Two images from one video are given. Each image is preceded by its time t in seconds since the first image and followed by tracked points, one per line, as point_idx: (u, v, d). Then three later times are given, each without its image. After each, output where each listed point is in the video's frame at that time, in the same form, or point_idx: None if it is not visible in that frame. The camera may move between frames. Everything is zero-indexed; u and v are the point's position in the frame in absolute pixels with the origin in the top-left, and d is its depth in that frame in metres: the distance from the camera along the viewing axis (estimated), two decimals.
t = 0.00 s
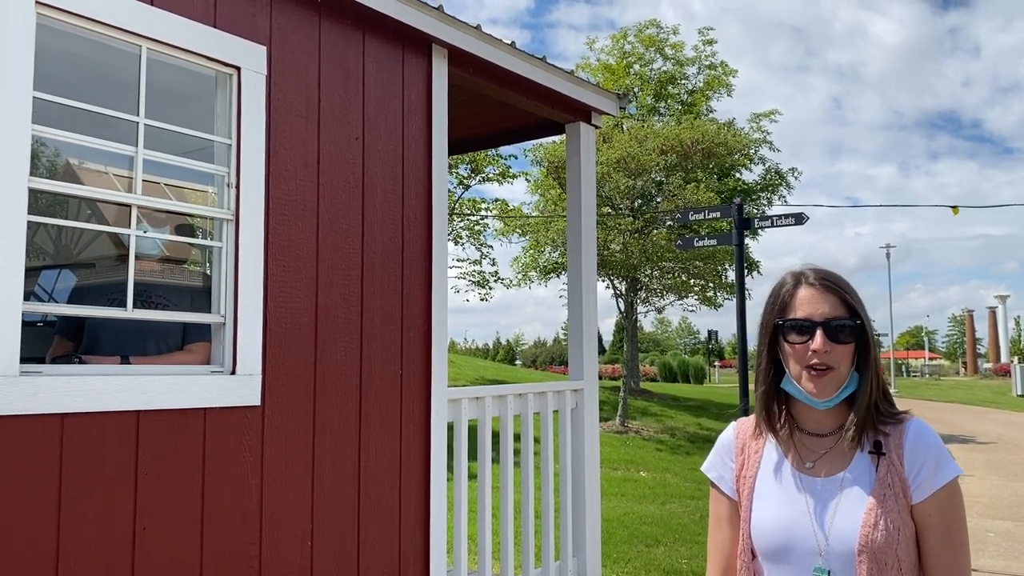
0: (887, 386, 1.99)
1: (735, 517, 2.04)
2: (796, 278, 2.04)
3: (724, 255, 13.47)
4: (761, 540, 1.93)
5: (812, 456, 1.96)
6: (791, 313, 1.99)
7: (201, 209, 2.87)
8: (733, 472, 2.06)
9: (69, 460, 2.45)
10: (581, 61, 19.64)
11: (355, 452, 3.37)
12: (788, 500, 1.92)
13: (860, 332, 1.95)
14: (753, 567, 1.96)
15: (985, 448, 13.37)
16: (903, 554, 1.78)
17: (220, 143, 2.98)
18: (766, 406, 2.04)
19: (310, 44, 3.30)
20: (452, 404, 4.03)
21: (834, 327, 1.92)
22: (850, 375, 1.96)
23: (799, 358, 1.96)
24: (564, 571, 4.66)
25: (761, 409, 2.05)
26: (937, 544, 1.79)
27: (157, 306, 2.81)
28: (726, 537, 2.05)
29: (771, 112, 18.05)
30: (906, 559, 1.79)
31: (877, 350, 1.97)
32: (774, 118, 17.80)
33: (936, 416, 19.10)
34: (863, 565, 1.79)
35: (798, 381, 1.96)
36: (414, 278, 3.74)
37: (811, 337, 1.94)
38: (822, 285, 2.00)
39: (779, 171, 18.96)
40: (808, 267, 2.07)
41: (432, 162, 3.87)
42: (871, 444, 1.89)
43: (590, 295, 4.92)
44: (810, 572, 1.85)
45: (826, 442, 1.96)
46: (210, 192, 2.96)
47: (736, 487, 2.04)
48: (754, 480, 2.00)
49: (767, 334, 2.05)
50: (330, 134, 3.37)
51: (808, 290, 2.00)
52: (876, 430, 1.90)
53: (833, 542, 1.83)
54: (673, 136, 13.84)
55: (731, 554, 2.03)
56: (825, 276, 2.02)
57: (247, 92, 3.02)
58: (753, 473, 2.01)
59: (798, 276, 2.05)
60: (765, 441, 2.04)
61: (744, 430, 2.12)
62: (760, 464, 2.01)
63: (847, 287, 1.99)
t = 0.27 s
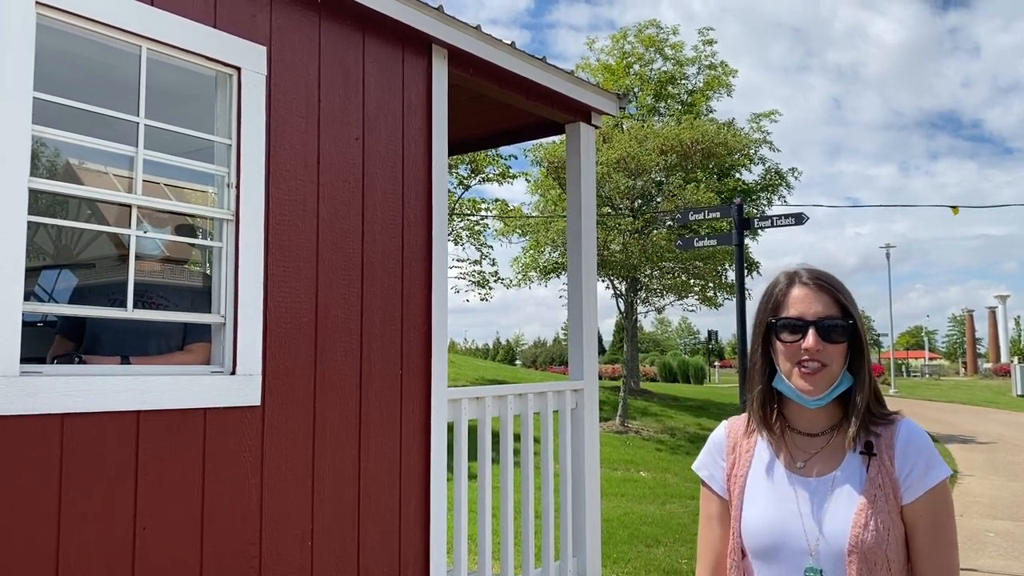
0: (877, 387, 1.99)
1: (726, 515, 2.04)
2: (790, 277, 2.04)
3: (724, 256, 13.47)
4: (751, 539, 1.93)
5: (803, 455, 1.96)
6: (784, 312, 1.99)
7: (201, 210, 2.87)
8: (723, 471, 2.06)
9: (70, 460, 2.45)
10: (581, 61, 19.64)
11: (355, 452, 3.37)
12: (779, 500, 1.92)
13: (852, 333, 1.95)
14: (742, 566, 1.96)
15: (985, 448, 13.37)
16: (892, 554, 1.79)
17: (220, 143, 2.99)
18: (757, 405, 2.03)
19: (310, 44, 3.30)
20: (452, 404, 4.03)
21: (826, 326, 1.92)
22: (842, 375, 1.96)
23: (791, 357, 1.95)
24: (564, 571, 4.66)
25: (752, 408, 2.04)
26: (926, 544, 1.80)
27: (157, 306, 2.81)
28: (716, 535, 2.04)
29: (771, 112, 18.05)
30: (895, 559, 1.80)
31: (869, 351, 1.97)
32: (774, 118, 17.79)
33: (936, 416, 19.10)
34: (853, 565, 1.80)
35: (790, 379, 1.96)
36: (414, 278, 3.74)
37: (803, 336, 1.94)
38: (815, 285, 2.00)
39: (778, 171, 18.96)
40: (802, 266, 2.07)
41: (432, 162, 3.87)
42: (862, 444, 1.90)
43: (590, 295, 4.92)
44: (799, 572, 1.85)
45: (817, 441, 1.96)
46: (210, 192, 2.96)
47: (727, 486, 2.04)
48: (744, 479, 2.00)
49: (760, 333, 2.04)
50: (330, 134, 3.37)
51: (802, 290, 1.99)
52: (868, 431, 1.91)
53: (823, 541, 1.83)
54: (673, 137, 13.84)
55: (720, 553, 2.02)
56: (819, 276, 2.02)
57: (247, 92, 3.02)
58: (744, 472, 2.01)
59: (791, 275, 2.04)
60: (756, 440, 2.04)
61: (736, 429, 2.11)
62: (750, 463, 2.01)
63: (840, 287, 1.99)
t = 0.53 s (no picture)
0: (864, 387, 2.00)
1: (712, 516, 2.04)
2: (778, 279, 2.03)
3: (723, 256, 13.48)
4: (738, 537, 1.92)
5: (789, 454, 1.96)
6: (771, 316, 1.99)
7: (201, 210, 2.87)
8: (709, 470, 2.06)
9: (69, 460, 2.45)
10: (581, 62, 19.64)
11: (354, 452, 3.37)
12: (765, 498, 1.91)
13: (837, 337, 1.95)
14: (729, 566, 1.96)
15: (985, 448, 13.36)
16: (878, 552, 1.80)
17: (219, 144, 2.99)
18: (744, 405, 2.04)
19: (310, 45, 3.31)
20: (452, 404, 4.03)
21: (812, 332, 1.93)
22: (828, 377, 1.96)
23: (776, 361, 1.96)
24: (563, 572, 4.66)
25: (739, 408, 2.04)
26: (911, 541, 1.81)
27: (157, 306, 2.81)
28: (702, 535, 2.04)
29: (771, 112, 18.05)
30: (881, 557, 1.80)
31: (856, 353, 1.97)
32: (773, 118, 17.79)
33: (936, 416, 19.10)
34: (840, 563, 1.79)
35: (776, 383, 1.96)
36: (414, 278, 3.75)
37: (789, 342, 1.94)
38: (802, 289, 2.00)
39: (778, 171, 18.95)
40: (790, 268, 2.06)
41: (432, 162, 3.87)
42: (848, 442, 1.90)
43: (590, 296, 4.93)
44: (787, 572, 1.84)
45: (804, 441, 1.97)
46: (210, 193, 2.97)
47: (713, 486, 2.03)
48: (731, 478, 2.00)
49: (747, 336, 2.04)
50: (330, 135, 3.38)
51: (789, 293, 1.99)
52: (853, 429, 1.92)
53: (810, 539, 1.83)
54: (673, 137, 13.85)
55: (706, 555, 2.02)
56: (806, 278, 2.01)
57: (246, 92, 3.02)
58: (730, 471, 2.00)
59: (779, 278, 2.04)
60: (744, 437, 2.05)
61: (721, 430, 2.11)
62: (737, 462, 2.01)
63: (827, 290, 1.98)
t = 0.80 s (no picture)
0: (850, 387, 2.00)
1: (700, 516, 2.03)
2: (762, 280, 2.04)
3: (723, 256, 13.48)
4: (727, 539, 1.92)
5: (776, 455, 1.95)
6: (755, 315, 1.99)
7: (200, 210, 2.87)
8: (697, 471, 2.05)
9: (70, 460, 2.45)
10: (581, 62, 19.63)
11: (355, 452, 3.37)
12: (754, 499, 1.91)
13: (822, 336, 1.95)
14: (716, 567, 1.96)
15: (985, 448, 13.35)
16: (866, 552, 1.80)
17: (219, 144, 2.99)
18: (730, 405, 2.04)
19: (310, 45, 3.31)
20: (452, 404, 4.03)
21: (796, 331, 1.93)
22: (812, 377, 1.96)
23: (762, 360, 1.96)
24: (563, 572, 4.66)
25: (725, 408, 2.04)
26: (898, 541, 1.82)
27: (157, 306, 2.81)
28: (689, 536, 2.04)
29: (771, 112, 18.04)
30: (869, 557, 1.80)
31: (841, 352, 1.97)
32: (773, 118, 17.79)
33: (937, 416, 19.09)
34: (829, 563, 1.79)
35: (762, 382, 1.96)
36: (414, 278, 3.74)
37: (774, 341, 1.94)
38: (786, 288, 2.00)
39: (778, 171, 18.95)
40: (775, 268, 2.07)
41: (431, 162, 3.87)
42: (835, 443, 1.90)
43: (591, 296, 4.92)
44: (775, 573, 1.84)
45: (790, 441, 1.97)
46: (210, 193, 2.97)
47: (701, 487, 2.03)
48: (719, 479, 1.99)
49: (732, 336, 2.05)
50: (330, 134, 3.38)
51: (773, 293, 1.99)
52: (840, 429, 1.91)
53: (799, 540, 1.83)
54: (673, 137, 13.84)
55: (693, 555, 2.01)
56: (790, 278, 2.02)
57: (246, 92, 3.02)
58: (718, 472, 2.00)
59: (764, 278, 2.04)
60: (730, 438, 2.04)
61: (709, 430, 2.11)
62: (725, 463, 2.00)
63: (811, 289, 1.99)
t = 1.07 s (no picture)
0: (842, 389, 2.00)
1: (691, 518, 2.04)
2: (754, 280, 2.04)
3: (724, 256, 13.47)
4: (718, 540, 1.91)
5: (770, 456, 1.96)
6: (748, 315, 1.99)
7: (200, 210, 2.87)
8: (689, 472, 2.05)
9: (70, 460, 2.45)
10: (580, 63, 19.63)
11: (354, 452, 3.37)
12: (746, 500, 1.91)
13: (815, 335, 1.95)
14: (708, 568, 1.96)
15: (985, 448, 13.35)
16: (858, 553, 1.80)
17: (219, 144, 2.99)
18: (722, 406, 2.03)
19: (309, 45, 3.30)
20: (452, 405, 4.03)
21: (789, 329, 1.92)
22: (805, 376, 1.96)
23: (756, 360, 1.95)
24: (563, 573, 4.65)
25: (718, 409, 2.03)
26: (889, 542, 1.82)
27: (157, 306, 2.81)
28: (680, 537, 2.05)
29: (771, 113, 18.04)
30: (861, 557, 1.81)
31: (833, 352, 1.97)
32: (773, 118, 17.79)
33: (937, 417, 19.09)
34: (822, 564, 1.80)
35: (756, 383, 1.95)
36: (414, 278, 3.74)
37: (767, 338, 1.93)
38: (778, 288, 2.01)
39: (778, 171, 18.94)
40: (767, 270, 2.07)
41: (431, 163, 3.87)
42: (829, 445, 1.90)
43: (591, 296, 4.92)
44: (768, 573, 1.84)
45: (783, 442, 1.97)
46: (210, 193, 2.97)
47: (693, 488, 2.02)
48: (711, 480, 1.98)
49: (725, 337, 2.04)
50: (330, 135, 3.38)
51: (765, 292, 1.99)
52: (834, 431, 1.92)
53: (791, 541, 1.83)
54: (673, 138, 13.83)
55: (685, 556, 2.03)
56: (782, 278, 2.03)
57: (246, 93, 3.02)
58: (710, 473, 1.99)
59: (756, 278, 2.05)
60: (722, 441, 2.03)
61: (701, 431, 2.11)
62: (717, 464, 1.99)
63: (802, 289, 1.99)
